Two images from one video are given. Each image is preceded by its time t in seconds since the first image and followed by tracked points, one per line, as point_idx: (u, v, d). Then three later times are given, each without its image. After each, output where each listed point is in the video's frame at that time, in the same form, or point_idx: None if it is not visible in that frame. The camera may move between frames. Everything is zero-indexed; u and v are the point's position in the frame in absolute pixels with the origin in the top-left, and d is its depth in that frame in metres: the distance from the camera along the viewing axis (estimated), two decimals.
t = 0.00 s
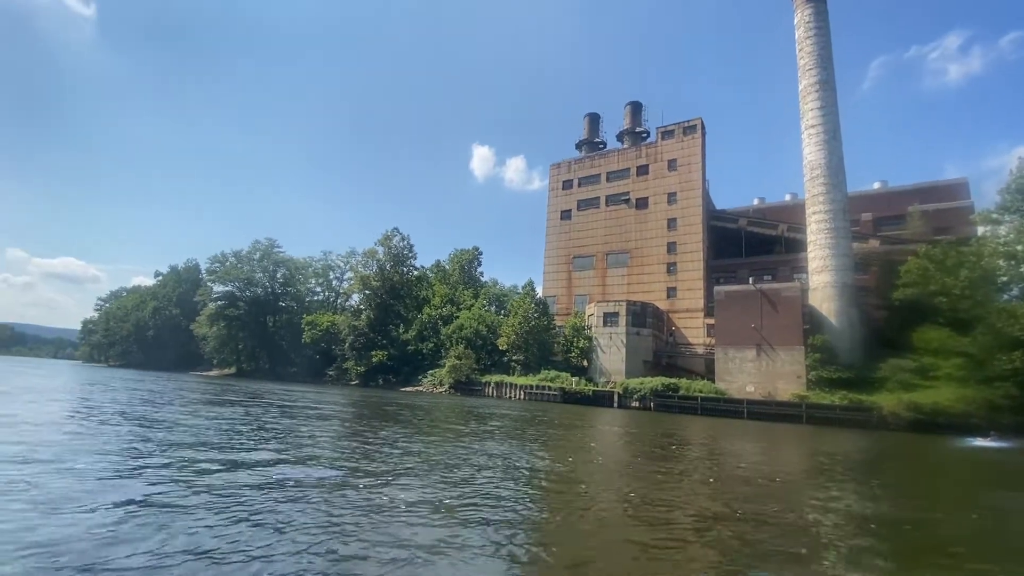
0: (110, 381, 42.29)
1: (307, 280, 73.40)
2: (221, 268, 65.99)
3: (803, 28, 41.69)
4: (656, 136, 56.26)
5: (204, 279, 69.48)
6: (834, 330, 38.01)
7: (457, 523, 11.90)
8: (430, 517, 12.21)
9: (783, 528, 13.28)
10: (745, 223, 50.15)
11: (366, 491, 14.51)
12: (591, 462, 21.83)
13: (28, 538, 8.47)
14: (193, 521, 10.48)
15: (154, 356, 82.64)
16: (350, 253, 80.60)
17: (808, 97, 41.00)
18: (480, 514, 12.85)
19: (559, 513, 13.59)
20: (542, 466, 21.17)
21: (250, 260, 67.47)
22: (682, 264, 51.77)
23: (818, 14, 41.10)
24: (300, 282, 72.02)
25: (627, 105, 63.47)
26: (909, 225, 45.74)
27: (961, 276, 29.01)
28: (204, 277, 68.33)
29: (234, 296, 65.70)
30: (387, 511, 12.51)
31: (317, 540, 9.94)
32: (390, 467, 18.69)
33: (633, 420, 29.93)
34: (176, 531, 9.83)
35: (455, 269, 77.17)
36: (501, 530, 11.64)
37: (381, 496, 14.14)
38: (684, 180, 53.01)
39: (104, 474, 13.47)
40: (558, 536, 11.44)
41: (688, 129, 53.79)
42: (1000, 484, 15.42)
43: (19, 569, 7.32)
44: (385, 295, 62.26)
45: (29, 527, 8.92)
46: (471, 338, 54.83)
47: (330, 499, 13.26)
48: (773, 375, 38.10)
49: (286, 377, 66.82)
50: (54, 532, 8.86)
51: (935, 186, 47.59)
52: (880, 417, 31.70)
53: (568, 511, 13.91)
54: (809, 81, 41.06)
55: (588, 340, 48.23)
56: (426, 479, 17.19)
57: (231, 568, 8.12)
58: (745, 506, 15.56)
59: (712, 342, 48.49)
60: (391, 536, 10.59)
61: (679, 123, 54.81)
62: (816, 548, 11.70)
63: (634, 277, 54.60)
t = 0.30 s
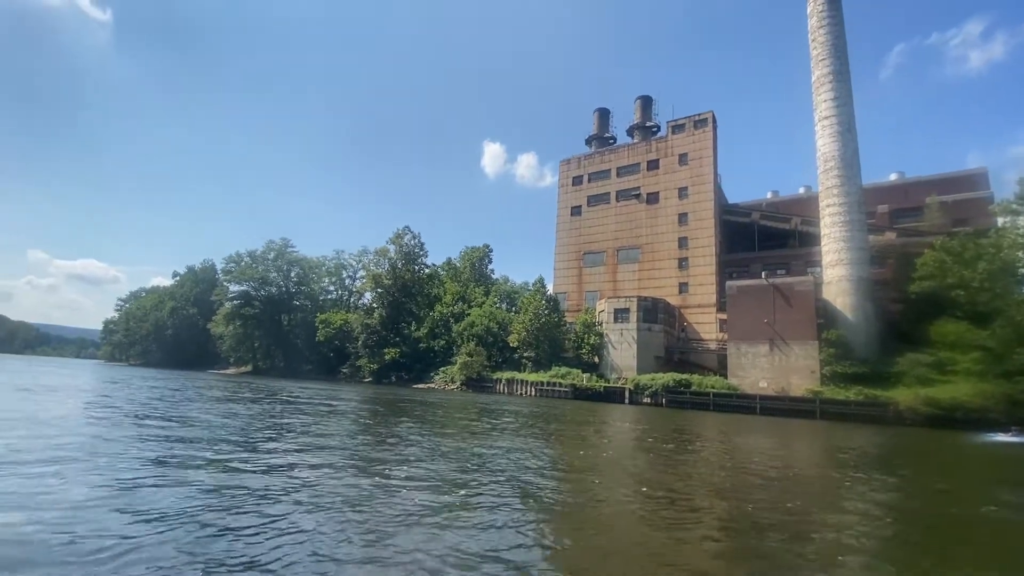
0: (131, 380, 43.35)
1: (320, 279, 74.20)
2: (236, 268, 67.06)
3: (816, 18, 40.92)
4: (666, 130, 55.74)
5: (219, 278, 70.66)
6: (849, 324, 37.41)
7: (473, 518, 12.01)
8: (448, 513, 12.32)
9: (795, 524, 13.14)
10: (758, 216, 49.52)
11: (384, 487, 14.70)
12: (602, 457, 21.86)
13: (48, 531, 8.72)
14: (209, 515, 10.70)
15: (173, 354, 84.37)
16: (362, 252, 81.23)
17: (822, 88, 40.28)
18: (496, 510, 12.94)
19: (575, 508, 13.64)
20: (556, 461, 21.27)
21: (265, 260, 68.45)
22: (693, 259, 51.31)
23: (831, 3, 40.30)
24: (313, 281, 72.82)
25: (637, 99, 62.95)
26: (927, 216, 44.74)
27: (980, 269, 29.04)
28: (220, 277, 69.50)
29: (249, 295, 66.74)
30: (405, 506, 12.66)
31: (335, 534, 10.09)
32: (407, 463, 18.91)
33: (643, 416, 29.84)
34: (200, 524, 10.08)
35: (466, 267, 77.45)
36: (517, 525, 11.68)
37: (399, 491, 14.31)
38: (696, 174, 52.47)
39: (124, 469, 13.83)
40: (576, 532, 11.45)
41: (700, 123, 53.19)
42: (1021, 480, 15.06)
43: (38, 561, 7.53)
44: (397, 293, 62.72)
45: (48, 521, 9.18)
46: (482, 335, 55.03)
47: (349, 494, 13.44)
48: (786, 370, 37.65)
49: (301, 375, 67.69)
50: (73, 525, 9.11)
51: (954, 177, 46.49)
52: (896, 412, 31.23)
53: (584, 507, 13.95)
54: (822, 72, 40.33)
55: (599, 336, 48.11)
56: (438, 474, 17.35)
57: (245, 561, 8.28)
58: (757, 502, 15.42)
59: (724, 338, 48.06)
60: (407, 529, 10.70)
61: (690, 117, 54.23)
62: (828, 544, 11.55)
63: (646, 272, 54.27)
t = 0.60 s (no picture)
0: (151, 377, 44.39)
1: (333, 278, 75.02)
2: (251, 267, 68.12)
3: (830, 7, 40.17)
4: (677, 124, 55.20)
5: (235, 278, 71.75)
6: (865, 319, 36.80)
7: (484, 513, 12.17)
8: (460, 508, 12.49)
9: (807, 522, 12.93)
10: (770, 210, 48.88)
11: (397, 483, 14.92)
12: (611, 453, 21.85)
13: (65, 526, 8.91)
14: (222, 511, 10.84)
15: (192, 353, 86.07)
16: (374, 250, 81.87)
17: (836, 79, 39.54)
18: (507, 505, 13.09)
19: (584, 504, 13.70)
20: (566, 457, 21.34)
21: (279, 259, 69.41)
22: (705, 254, 50.83)
23: None
24: (326, 280, 73.68)
25: (646, 94, 62.43)
26: (946, 208, 43.80)
27: (999, 262, 29.10)
28: (236, 276, 70.61)
29: (264, 294, 67.77)
30: (419, 502, 12.86)
31: (350, 528, 10.32)
32: (419, 459, 19.13)
33: (653, 412, 29.74)
34: (217, 519, 10.35)
35: (477, 264, 77.77)
36: (528, 520, 11.81)
37: (411, 486, 14.52)
38: (707, 168, 51.92)
39: (142, 466, 14.08)
40: (586, 527, 11.53)
41: (711, 116, 52.58)
42: None
43: (55, 555, 7.68)
44: (409, 291, 63.21)
45: (64, 517, 9.37)
46: (493, 332, 55.22)
47: (363, 490, 13.68)
48: (800, 366, 37.14)
49: (315, 373, 68.62)
50: (88, 521, 9.29)
51: (973, 167, 45.44)
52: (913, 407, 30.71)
53: (594, 502, 14.02)
54: (836, 62, 39.57)
55: (609, 333, 47.95)
56: (451, 471, 17.45)
57: (260, 557, 8.39)
58: (769, 499, 15.21)
59: (737, 333, 47.62)
60: (421, 525, 10.89)
61: (701, 110, 53.63)
62: (842, 543, 11.33)
63: (657, 268, 53.92)
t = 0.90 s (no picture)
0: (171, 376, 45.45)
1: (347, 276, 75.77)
2: (266, 266, 69.16)
3: None
4: (688, 118, 54.64)
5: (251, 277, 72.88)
6: (881, 314, 36.21)
7: (497, 509, 12.23)
8: (473, 504, 12.56)
9: (822, 520, 12.72)
10: (784, 204, 48.23)
11: (411, 479, 15.02)
12: (622, 450, 21.82)
13: (87, 520, 9.15)
14: (242, 507, 11.03)
15: (210, 351, 87.77)
16: (386, 249, 82.48)
17: (850, 69, 38.80)
18: (520, 501, 13.14)
19: (596, 500, 13.73)
20: (578, 453, 21.34)
21: (293, 258, 70.36)
22: (718, 249, 50.34)
23: None
24: (340, 278, 74.50)
25: (657, 88, 61.89)
26: (965, 199, 42.85)
27: None
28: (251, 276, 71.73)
29: (279, 293, 68.77)
30: (432, 497, 12.95)
31: (365, 524, 10.44)
32: (432, 455, 19.25)
33: (664, 409, 29.62)
34: (236, 514, 10.57)
35: (488, 261, 78.03)
36: (541, 516, 11.85)
37: (425, 483, 14.60)
38: (719, 162, 51.35)
39: (162, 462, 14.35)
40: (600, 523, 11.54)
41: (722, 110, 51.95)
42: None
43: (81, 548, 7.93)
44: (421, 289, 63.69)
45: (87, 511, 9.63)
46: (505, 330, 55.42)
47: (377, 486, 13.81)
48: (814, 362, 36.66)
49: (330, 370, 69.57)
50: (110, 516, 9.54)
51: (994, 157, 44.38)
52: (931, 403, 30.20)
53: (606, 498, 14.02)
54: (851, 52, 38.81)
55: (621, 329, 47.81)
56: (466, 468, 17.50)
57: (275, 555, 8.40)
58: (782, 496, 15.05)
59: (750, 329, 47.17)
60: (435, 520, 10.97)
61: (713, 103, 53.01)
62: (858, 540, 11.15)
63: (668, 264, 53.56)
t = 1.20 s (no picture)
0: (189, 373, 46.42)
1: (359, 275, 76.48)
2: (281, 266, 70.14)
3: None
4: (699, 113, 54.09)
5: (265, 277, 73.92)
6: (897, 309, 35.60)
7: (510, 506, 12.28)
8: (486, 501, 12.65)
9: (831, 517, 12.63)
10: (797, 199, 47.59)
11: (425, 475, 15.16)
12: (632, 447, 21.77)
13: (102, 516, 9.36)
14: (257, 503, 11.23)
15: (227, 349, 89.39)
16: (397, 247, 83.05)
17: (865, 60, 38.07)
18: (532, 498, 13.20)
19: (607, 497, 13.73)
20: (590, 450, 21.39)
21: (307, 257, 71.24)
22: (730, 244, 49.84)
23: None
24: (352, 277, 75.28)
25: (668, 83, 61.35)
26: (985, 192, 41.89)
27: None
28: (266, 275, 72.77)
29: (293, 292, 69.64)
30: (445, 494, 13.03)
31: (379, 519, 10.58)
32: (445, 452, 19.37)
33: (675, 405, 29.51)
34: (253, 508, 10.78)
35: (498, 259, 78.21)
36: (554, 513, 11.89)
37: (439, 479, 14.72)
38: (731, 157, 50.77)
39: (179, 458, 14.64)
40: (612, 520, 11.59)
41: (734, 103, 51.31)
42: None
43: (104, 542, 8.20)
44: (432, 287, 64.09)
45: (103, 507, 9.85)
46: (515, 327, 55.56)
47: (390, 482, 13.96)
48: (828, 358, 36.19)
49: (344, 368, 70.38)
50: (125, 512, 9.73)
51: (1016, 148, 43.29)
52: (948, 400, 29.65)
53: (617, 495, 14.02)
54: (866, 42, 38.08)
55: (631, 326, 47.62)
56: (478, 464, 17.59)
57: (289, 552, 8.47)
58: (794, 495, 14.85)
59: (763, 325, 46.70)
60: (449, 517, 11.04)
61: (724, 97, 52.39)
62: (871, 539, 10.96)
63: (680, 260, 53.17)
